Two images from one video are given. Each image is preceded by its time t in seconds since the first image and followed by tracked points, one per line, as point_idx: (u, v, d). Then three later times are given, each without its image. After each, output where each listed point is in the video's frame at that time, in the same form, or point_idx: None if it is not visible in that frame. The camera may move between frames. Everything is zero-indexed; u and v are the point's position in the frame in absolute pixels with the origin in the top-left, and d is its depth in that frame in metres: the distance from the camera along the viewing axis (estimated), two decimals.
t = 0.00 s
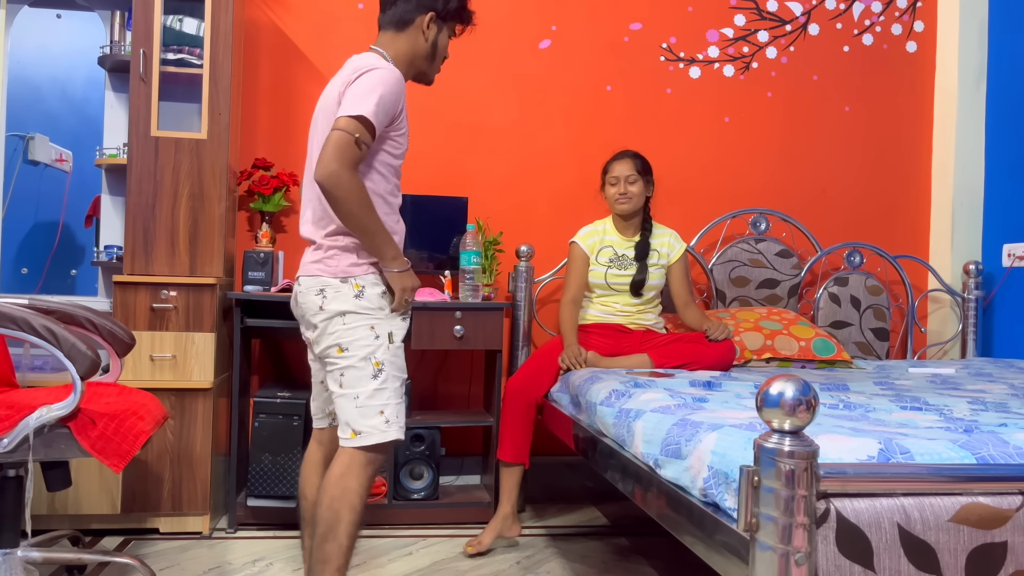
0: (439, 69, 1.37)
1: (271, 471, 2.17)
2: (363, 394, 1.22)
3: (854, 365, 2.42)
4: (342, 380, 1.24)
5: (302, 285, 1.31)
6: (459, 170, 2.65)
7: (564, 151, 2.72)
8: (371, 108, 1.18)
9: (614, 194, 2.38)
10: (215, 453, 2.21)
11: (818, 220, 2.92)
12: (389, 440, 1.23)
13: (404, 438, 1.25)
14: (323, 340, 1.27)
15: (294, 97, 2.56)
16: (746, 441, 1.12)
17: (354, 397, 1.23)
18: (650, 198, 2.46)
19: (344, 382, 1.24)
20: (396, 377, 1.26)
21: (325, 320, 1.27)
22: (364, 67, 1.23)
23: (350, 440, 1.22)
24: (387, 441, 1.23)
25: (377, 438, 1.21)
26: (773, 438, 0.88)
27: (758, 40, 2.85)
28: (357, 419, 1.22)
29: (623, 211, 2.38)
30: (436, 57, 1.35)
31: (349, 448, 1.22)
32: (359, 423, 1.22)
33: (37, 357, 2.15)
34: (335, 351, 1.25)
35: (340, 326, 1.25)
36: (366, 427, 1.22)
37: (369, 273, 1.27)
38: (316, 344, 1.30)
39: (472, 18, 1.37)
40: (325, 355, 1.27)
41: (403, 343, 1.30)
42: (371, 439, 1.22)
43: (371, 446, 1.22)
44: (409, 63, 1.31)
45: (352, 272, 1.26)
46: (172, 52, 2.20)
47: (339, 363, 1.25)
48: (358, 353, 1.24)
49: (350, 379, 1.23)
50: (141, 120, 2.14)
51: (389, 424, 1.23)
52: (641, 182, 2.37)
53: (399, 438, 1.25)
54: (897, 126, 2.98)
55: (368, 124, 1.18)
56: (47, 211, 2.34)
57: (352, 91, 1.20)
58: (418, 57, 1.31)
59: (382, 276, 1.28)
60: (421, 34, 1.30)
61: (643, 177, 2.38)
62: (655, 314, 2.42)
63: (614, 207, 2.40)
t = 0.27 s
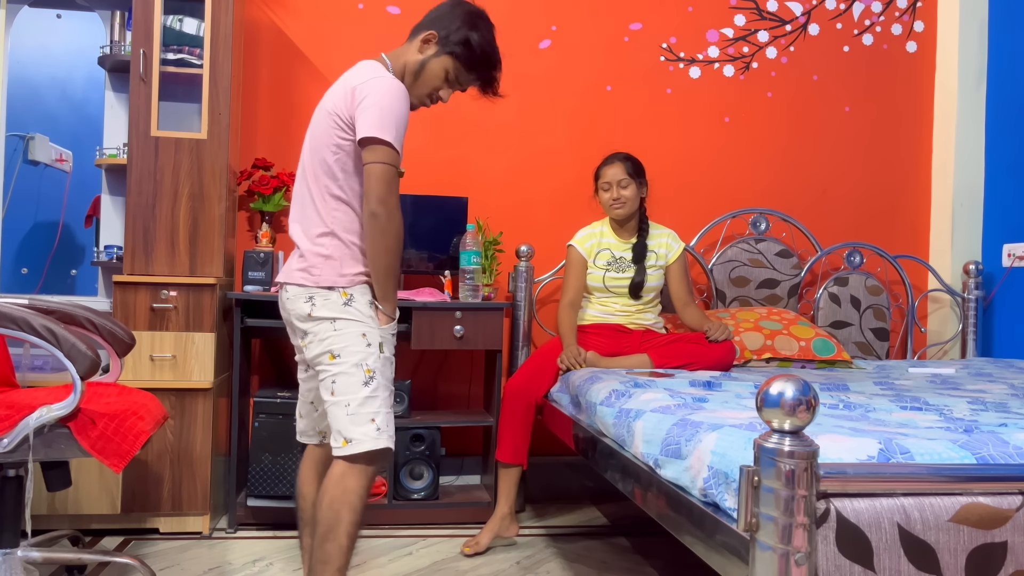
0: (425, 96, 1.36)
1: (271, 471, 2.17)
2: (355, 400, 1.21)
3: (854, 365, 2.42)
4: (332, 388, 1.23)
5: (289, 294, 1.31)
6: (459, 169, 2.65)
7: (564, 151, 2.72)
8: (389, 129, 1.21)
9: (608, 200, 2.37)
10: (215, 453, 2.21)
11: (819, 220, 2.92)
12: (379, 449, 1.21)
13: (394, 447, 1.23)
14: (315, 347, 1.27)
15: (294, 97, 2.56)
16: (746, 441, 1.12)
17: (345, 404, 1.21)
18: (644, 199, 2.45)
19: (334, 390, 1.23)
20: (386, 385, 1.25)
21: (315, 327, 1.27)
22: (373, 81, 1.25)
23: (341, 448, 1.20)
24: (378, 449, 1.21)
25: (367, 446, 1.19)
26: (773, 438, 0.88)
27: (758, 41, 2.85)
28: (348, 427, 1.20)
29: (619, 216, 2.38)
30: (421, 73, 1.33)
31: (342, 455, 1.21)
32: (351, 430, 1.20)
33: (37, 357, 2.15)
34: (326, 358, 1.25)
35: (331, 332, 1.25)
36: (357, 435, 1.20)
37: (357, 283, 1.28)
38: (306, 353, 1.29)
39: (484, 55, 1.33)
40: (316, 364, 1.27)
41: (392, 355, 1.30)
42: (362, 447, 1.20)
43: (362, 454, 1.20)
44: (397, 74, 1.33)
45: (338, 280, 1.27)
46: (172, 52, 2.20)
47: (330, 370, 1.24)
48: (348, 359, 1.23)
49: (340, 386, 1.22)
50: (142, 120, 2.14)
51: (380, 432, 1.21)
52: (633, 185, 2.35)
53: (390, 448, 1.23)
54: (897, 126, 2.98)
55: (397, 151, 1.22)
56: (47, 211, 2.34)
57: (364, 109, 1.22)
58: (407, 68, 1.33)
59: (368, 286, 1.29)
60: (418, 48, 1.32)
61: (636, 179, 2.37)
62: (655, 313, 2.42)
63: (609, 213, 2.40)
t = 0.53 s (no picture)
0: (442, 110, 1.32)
1: (270, 471, 2.16)
2: (350, 402, 1.22)
3: (854, 365, 2.42)
4: (324, 388, 1.23)
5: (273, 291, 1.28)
6: (459, 169, 2.65)
7: (564, 151, 2.72)
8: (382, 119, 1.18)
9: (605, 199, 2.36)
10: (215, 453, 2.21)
11: (818, 220, 2.92)
12: (375, 445, 1.24)
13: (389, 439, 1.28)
14: (302, 348, 1.25)
15: (294, 97, 2.56)
16: (746, 441, 1.12)
17: (341, 407, 1.22)
18: (642, 199, 2.45)
19: (328, 393, 1.23)
20: (377, 379, 1.26)
21: (301, 327, 1.25)
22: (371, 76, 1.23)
23: (336, 452, 1.21)
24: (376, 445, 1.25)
25: (366, 445, 1.23)
26: (773, 438, 0.88)
27: (758, 40, 2.85)
28: (343, 429, 1.21)
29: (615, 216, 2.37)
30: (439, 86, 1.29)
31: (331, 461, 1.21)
32: (347, 433, 1.21)
33: (37, 357, 2.15)
34: (314, 359, 1.23)
35: (316, 332, 1.23)
36: (353, 436, 1.22)
37: (338, 274, 1.24)
38: (292, 353, 1.27)
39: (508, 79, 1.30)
40: (304, 365, 1.25)
41: (380, 342, 1.29)
42: (360, 447, 1.23)
43: (360, 453, 1.22)
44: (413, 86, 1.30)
45: (321, 275, 1.23)
46: (173, 52, 2.20)
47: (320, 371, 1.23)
48: (338, 360, 1.22)
49: (333, 388, 1.22)
50: (142, 120, 2.14)
51: (376, 428, 1.25)
52: (630, 186, 2.35)
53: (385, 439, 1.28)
54: (897, 125, 2.98)
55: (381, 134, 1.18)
56: (47, 211, 2.34)
57: (359, 95, 1.19)
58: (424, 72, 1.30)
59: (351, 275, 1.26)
60: (440, 64, 1.29)
61: (632, 180, 2.37)
62: (654, 314, 2.42)
63: (607, 214, 2.40)
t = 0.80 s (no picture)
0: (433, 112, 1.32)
1: (270, 471, 2.16)
2: (350, 405, 1.21)
3: (854, 365, 2.42)
4: (326, 392, 1.22)
5: (281, 299, 1.29)
6: (459, 169, 2.65)
7: (564, 151, 2.72)
8: (383, 131, 1.17)
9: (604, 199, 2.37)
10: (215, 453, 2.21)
11: (819, 220, 2.92)
12: (374, 451, 1.22)
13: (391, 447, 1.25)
14: (306, 352, 1.25)
15: (294, 97, 2.56)
16: (746, 441, 1.12)
17: (341, 410, 1.21)
18: (641, 199, 2.45)
19: (329, 396, 1.22)
20: (380, 384, 1.25)
21: (306, 332, 1.25)
22: (371, 82, 1.22)
23: (335, 454, 1.21)
24: (374, 451, 1.22)
25: (365, 450, 1.21)
26: (773, 438, 0.88)
27: (758, 40, 2.85)
28: (343, 431, 1.21)
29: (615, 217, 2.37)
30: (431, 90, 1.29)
31: (333, 463, 1.21)
32: (345, 436, 1.21)
33: (37, 357, 2.15)
34: (318, 363, 1.23)
35: (321, 337, 1.23)
36: (352, 439, 1.21)
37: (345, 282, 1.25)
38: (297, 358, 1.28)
39: (501, 84, 1.29)
40: (308, 369, 1.25)
41: (385, 350, 1.28)
42: (358, 451, 1.21)
43: (360, 457, 1.21)
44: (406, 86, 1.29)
45: (327, 282, 1.24)
46: (172, 52, 2.20)
47: (323, 375, 1.23)
48: (340, 363, 1.22)
49: (334, 392, 1.22)
50: (142, 120, 2.14)
51: (376, 433, 1.22)
52: (628, 186, 2.35)
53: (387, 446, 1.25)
54: (897, 125, 2.98)
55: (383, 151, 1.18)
56: (47, 211, 2.34)
57: (360, 110, 1.18)
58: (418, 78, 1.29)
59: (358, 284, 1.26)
60: (432, 65, 1.28)
61: (631, 179, 2.37)
62: (655, 314, 2.42)
63: (606, 214, 2.40)
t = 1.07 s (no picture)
0: (432, 81, 1.32)
1: (270, 471, 2.17)
2: (356, 410, 1.21)
3: (854, 365, 2.42)
4: (332, 395, 1.22)
5: (290, 295, 1.27)
6: (459, 169, 2.65)
7: (564, 151, 2.72)
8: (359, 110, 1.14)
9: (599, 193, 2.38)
10: (215, 453, 2.21)
11: (818, 220, 2.92)
12: (378, 456, 1.22)
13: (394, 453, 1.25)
14: (313, 354, 1.24)
15: (294, 97, 2.56)
16: (746, 441, 1.12)
17: (347, 414, 1.21)
18: (640, 198, 2.45)
19: (335, 399, 1.22)
20: (386, 390, 1.25)
21: (316, 333, 1.24)
22: (348, 63, 1.19)
23: (337, 458, 1.20)
24: (378, 456, 1.22)
25: (367, 455, 1.21)
26: (773, 438, 0.88)
27: (758, 41, 2.85)
28: (347, 436, 1.20)
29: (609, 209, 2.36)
30: (427, 61, 1.28)
31: (335, 464, 1.20)
32: (349, 440, 1.20)
33: (37, 357, 2.15)
34: (326, 365, 1.22)
35: (331, 339, 1.22)
36: (356, 445, 1.20)
37: (359, 279, 1.24)
38: (303, 358, 1.26)
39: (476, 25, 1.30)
40: (314, 371, 1.24)
41: (393, 356, 1.28)
42: (361, 456, 1.20)
43: (362, 461, 1.21)
44: (401, 68, 1.27)
45: (344, 282, 1.23)
46: (172, 52, 2.20)
47: (330, 378, 1.22)
48: (349, 368, 1.21)
49: (340, 395, 1.21)
50: (141, 120, 2.14)
51: (379, 439, 1.22)
52: (626, 179, 2.36)
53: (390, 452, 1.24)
54: (897, 125, 2.98)
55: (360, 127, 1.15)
56: (47, 211, 2.34)
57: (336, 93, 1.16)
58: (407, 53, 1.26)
59: (372, 286, 1.26)
60: (419, 39, 1.26)
61: (631, 175, 2.37)
62: (654, 313, 2.42)
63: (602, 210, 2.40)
